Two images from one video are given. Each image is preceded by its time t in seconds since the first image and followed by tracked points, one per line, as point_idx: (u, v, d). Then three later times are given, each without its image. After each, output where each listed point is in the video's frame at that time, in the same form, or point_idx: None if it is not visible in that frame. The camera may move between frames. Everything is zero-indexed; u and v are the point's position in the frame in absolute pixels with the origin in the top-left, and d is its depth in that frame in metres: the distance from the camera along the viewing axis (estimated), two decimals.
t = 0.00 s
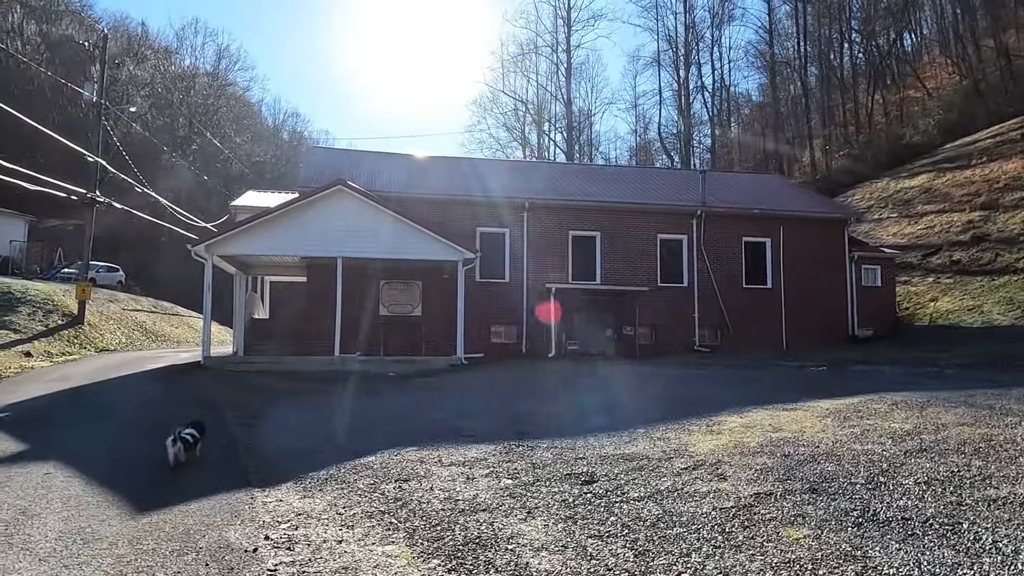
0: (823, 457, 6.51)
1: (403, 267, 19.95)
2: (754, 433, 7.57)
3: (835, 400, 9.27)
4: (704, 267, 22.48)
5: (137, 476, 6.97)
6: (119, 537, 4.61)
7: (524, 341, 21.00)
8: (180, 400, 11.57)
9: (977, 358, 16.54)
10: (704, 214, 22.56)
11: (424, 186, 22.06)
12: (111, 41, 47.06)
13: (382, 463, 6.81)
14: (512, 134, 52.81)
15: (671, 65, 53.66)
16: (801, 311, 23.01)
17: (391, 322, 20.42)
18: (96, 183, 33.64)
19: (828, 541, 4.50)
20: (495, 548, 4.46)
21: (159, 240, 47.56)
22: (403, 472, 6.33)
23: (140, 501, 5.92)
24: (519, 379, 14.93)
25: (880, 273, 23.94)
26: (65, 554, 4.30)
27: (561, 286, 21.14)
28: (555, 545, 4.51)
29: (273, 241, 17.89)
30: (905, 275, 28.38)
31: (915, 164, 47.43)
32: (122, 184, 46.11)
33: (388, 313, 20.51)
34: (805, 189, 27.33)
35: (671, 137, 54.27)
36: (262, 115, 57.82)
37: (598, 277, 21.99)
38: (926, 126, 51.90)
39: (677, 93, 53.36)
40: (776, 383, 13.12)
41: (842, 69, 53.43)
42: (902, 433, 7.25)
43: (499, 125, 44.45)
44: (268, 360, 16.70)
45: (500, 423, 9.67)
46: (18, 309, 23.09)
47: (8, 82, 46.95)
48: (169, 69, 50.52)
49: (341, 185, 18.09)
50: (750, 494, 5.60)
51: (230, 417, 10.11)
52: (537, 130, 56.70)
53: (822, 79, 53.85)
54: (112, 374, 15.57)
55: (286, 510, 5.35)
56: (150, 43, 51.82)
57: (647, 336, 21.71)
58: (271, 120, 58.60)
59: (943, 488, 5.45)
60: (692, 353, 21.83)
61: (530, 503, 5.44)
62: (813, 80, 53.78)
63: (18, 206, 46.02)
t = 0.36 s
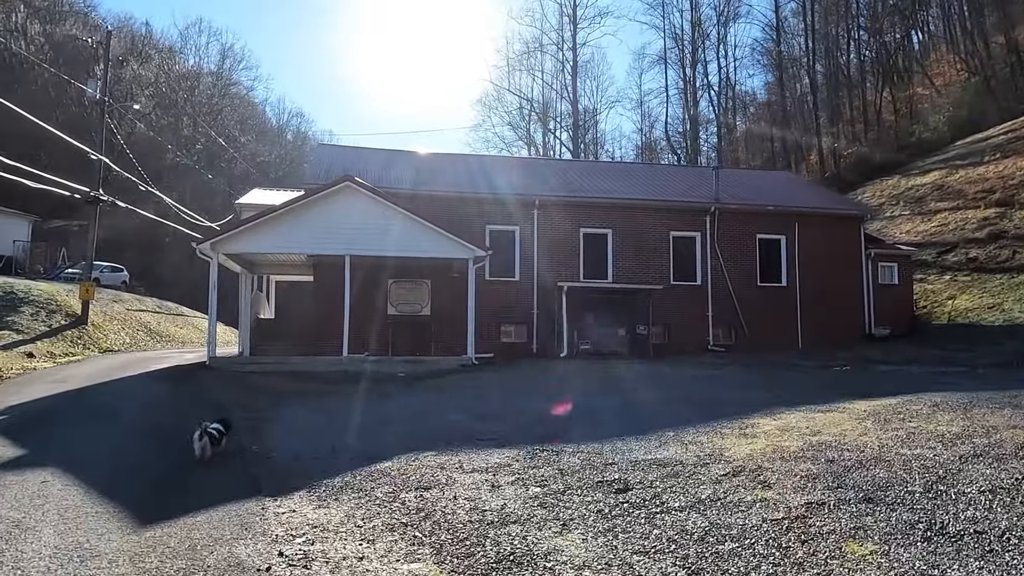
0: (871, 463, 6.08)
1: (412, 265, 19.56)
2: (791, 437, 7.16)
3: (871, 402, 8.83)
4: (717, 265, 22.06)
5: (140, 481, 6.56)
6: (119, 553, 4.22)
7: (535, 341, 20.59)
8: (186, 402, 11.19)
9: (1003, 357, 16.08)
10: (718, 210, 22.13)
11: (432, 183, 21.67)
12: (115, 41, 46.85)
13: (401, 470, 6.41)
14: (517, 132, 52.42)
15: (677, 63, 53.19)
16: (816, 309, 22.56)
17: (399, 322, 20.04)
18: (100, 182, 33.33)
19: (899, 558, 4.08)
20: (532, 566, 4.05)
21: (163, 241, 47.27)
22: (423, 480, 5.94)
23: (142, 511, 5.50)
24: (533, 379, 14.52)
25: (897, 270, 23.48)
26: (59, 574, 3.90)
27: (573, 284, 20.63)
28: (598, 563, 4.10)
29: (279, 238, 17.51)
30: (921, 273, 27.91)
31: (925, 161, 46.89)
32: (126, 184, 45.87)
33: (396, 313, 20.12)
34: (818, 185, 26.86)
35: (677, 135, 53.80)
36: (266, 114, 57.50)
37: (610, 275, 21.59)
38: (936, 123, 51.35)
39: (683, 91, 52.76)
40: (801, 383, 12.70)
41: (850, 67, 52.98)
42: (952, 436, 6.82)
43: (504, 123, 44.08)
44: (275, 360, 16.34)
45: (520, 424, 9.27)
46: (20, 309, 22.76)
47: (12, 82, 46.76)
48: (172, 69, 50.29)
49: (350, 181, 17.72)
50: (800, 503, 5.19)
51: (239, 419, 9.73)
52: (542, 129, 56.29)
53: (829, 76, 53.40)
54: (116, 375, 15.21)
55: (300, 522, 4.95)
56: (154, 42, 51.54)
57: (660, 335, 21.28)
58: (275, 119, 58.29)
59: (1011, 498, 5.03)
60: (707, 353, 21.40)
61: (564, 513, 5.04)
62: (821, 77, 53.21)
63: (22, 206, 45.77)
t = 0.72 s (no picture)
0: (928, 479, 5.65)
1: (422, 266, 19.19)
2: (834, 450, 6.74)
3: (911, 410, 8.40)
4: (734, 266, 21.64)
5: (147, 491, 6.16)
6: None
7: (548, 343, 20.18)
8: (194, 407, 10.81)
9: None
10: (734, 211, 21.71)
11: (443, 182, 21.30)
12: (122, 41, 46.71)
13: (421, 483, 6.01)
14: (525, 133, 52.07)
15: (686, 63, 52.73)
16: (835, 312, 22.09)
17: (410, 324, 19.67)
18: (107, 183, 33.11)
19: None
20: None
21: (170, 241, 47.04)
22: (446, 497, 5.54)
23: (148, 526, 5.10)
24: (550, 384, 14.11)
25: (918, 272, 22.99)
26: None
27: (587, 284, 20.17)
28: None
29: (287, 239, 17.14)
30: (939, 275, 27.38)
31: (939, 161, 46.24)
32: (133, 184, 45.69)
33: (407, 315, 19.73)
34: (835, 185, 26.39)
35: (687, 136, 53.30)
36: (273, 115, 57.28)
37: (624, 277, 21.19)
38: (950, 122, 50.71)
39: (692, 91, 52.27)
40: (828, 388, 12.27)
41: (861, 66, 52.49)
42: (1010, 450, 6.37)
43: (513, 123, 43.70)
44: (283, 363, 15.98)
45: (541, 430, 8.87)
46: (26, 311, 22.47)
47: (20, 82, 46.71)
48: (180, 69, 50.14)
49: (360, 180, 17.34)
50: (859, 526, 4.77)
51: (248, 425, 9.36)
52: (550, 129, 55.90)
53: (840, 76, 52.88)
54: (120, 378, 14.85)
55: (316, 546, 4.55)
56: (161, 42, 51.42)
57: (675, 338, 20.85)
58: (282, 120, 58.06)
59: None
60: (724, 356, 20.93)
61: (604, 537, 4.62)
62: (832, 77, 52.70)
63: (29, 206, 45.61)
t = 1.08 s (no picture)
0: (986, 487, 5.28)
1: (429, 264, 18.85)
2: (876, 454, 6.39)
3: (948, 411, 8.03)
4: (745, 264, 21.29)
5: (153, 496, 5.80)
6: None
7: (556, 344, 19.83)
8: (199, 409, 10.45)
9: None
10: (745, 208, 21.36)
11: (449, 179, 20.97)
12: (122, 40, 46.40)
13: (442, 492, 5.66)
14: (527, 132, 51.68)
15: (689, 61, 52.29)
16: (848, 310, 21.72)
17: (416, 324, 19.33)
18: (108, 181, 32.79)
19: None
20: None
21: (170, 241, 46.70)
22: (471, 507, 5.19)
23: (155, 536, 4.74)
24: (561, 384, 13.75)
25: (931, 270, 22.62)
26: None
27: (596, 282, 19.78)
28: None
29: (291, 237, 16.78)
30: (951, 273, 27.00)
31: (945, 159, 45.83)
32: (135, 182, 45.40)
33: (413, 315, 19.38)
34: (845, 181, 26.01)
35: (690, 134, 52.88)
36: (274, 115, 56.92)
37: (634, 275, 20.85)
38: (957, 119, 50.15)
39: (694, 89, 51.85)
40: (851, 388, 11.89)
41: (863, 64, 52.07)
42: None
43: (516, 121, 43.28)
44: (288, 363, 15.64)
45: (562, 431, 8.51)
46: (25, 311, 22.13)
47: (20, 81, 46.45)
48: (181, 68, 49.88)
49: (365, 176, 16.98)
50: (922, 539, 4.42)
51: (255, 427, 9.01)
52: (552, 128, 55.49)
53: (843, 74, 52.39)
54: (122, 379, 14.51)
55: (335, 562, 4.21)
56: (161, 41, 51.09)
57: (685, 337, 20.49)
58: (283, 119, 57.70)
59: None
60: (736, 356, 20.56)
61: (647, 552, 4.27)
62: (836, 75, 52.22)
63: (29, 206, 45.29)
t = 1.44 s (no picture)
0: None
1: (430, 262, 18.43)
2: (916, 461, 5.98)
3: (982, 415, 7.63)
4: (751, 263, 20.91)
5: (142, 507, 5.34)
6: None
7: (559, 343, 19.40)
8: (194, 410, 10.02)
9: None
10: (751, 205, 20.96)
11: (449, 176, 20.56)
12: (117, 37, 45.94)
13: (452, 504, 5.25)
14: (525, 131, 51.29)
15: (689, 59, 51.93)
16: (856, 310, 21.34)
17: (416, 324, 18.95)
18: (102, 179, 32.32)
19: None
20: None
21: (166, 240, 46.22)
22: (485, 522, 4.77)
23: (141, 555, 4.29)
24: (568, 384, 13.33)
25: (940, 268, 22.24)
26: None
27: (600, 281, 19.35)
28: None
29: (288, 233, 16.33)
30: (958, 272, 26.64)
31: (948, 157, 45.45)
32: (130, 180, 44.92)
33: (413, 315, 18.98)
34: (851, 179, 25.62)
35: (690, 133, 52.54)
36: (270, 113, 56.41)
37: (638, 274, 20.45)
38: (958, 118, 49.79)
39: (694, 87, 51.44)
40: (870, 387, 11.49)
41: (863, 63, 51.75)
42: None
43: (515, 120, 42.87)
44: (285, 363, 15.20)
45: (576, 433, 8.09)
46: (16, 310, 21.66)
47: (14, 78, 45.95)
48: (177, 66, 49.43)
49: (365, 172, 16.55)
50: (986, 560, 4.00)
51: (252, 430, 8.59)
52: (551, 127, 55.12)
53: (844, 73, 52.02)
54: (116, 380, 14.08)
55: None
56: (157, 38, 50.62)
57: (691, 337, 20.09)
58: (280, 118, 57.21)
59: None
60: (742, 356, 20.17)
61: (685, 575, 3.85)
62: (837, 73, 51.85)
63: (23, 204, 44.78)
